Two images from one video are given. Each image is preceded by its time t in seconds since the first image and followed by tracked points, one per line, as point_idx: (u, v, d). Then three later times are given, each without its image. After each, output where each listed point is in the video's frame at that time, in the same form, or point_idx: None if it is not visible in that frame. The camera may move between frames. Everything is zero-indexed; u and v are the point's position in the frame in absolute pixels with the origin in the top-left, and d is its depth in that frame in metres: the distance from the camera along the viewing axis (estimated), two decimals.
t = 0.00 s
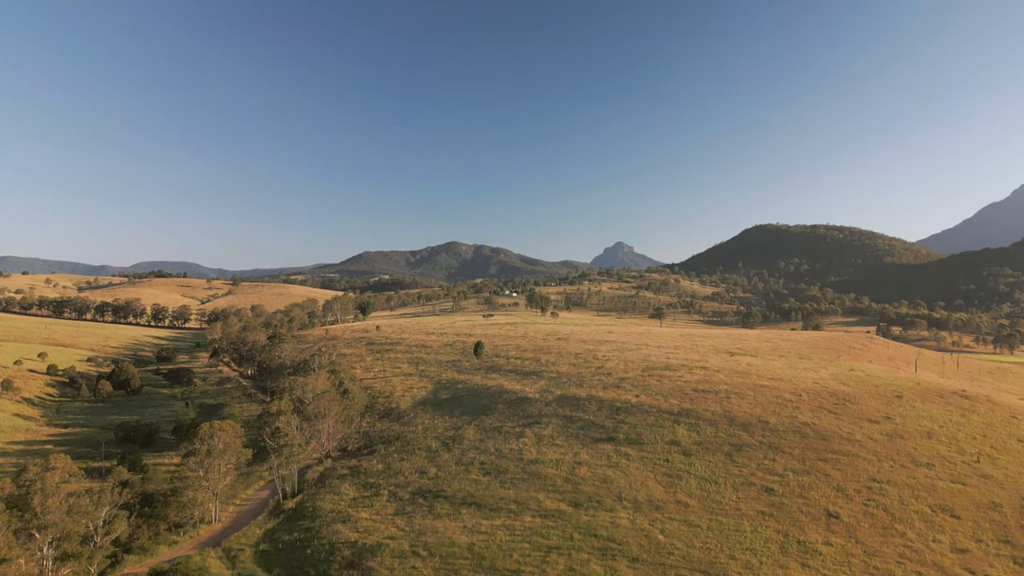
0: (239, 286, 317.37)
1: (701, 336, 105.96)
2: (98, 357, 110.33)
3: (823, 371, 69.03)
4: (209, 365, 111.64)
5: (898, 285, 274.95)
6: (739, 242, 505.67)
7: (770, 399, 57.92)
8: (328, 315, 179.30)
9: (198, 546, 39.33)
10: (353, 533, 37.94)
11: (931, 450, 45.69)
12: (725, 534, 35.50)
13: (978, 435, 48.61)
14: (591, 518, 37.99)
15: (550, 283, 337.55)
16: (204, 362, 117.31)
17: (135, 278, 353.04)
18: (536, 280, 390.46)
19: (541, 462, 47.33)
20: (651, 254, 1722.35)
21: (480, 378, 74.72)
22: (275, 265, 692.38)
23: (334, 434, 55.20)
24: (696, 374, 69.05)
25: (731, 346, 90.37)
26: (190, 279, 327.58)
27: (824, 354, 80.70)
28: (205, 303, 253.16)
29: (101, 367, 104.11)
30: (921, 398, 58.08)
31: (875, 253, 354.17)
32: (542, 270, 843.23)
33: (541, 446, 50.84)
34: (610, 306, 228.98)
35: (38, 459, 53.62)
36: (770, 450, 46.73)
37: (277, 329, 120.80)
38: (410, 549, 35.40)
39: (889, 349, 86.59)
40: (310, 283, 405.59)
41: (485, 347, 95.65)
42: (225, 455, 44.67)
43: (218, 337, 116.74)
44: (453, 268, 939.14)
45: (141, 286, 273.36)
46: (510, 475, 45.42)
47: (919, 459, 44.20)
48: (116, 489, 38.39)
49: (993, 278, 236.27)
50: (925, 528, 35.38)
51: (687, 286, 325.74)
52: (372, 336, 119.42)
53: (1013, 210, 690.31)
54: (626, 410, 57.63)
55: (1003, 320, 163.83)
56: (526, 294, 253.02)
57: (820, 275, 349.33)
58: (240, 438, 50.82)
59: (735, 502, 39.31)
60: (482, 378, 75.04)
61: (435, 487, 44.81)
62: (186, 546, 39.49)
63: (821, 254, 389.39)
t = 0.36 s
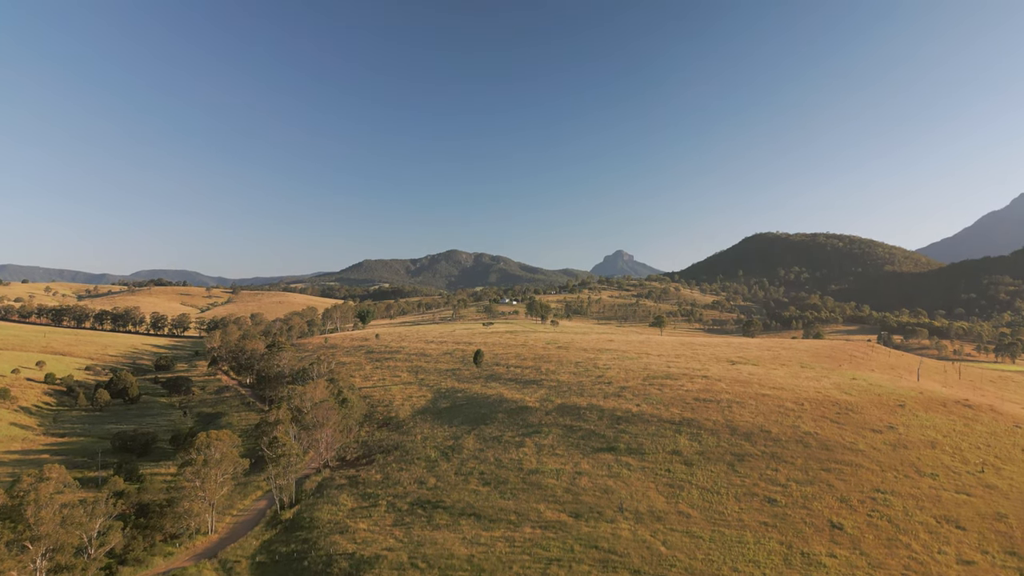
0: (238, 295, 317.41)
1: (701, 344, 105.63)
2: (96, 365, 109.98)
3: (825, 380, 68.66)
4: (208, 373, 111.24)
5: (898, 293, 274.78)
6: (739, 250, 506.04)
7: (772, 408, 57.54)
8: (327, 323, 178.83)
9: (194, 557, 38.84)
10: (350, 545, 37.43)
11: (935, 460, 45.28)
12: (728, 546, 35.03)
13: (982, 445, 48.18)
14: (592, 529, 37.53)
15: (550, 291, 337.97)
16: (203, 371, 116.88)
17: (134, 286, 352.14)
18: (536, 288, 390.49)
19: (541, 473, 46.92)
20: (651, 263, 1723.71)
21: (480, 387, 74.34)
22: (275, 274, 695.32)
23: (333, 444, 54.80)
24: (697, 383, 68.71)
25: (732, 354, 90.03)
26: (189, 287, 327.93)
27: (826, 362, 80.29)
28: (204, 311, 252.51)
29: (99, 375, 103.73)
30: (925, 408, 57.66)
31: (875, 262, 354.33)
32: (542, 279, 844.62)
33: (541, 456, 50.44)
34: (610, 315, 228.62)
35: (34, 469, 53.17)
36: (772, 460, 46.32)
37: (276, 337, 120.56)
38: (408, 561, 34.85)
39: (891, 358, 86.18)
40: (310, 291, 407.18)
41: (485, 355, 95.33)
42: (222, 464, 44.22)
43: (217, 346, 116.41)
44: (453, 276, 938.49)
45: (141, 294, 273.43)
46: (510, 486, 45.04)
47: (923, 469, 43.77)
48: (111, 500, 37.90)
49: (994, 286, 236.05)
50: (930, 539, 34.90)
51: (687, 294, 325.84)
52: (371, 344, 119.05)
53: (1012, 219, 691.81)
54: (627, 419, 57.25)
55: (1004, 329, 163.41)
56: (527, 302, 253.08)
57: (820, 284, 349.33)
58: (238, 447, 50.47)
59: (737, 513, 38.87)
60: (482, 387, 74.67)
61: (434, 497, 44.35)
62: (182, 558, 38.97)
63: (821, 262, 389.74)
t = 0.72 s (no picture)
0: (238, 295, 316.46)
1: (701, 345, 105.46)
2: (95, 366, 109.83)
3: (826, 381, 68.36)
4: (207, 375, 111.08)
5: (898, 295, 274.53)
6: (739, 251, 506.26)
7: (774, 410, 57.28)
8: (326, 324, 178.81)
9: (190, 560, 38.48)
10: (349, 547, 37.07)
11: (938, 462, 44.96)
12: (730, 549, 34.67)
13: (986, 447, 47.86)
14: (592, 532, 37.19)
15: (550, 292, 338.80)
16: (202, 372, 116.64)
17: (133, 287, 353.20)
18: (536, 290, 391.64)
19: (541, 474, 46.63)
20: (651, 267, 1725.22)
21: (480, 388, 74.13)
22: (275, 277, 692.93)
23: (331, 445, 54.50)
24: (698, 385, 68.47)
25: (732, 355, 89.80)
26: (189, 287, 326.46)
27: (827, 364, 80.04)
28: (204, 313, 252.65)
29: (98, 376, 103.56)
30: (927, 409, 57.41)
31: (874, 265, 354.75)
32: (543, 277, 847.90)
33: (541, 458, 50.14)
34: (610, 316, 228.38)
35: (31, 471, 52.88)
36: (773, 462, 46.08)
37: (275, 338, 120.34)
38: (407, 563, 34.48)
39: (893, 359, 85.97)
40: (310, 291, 405.64)
41: (485, 356, 95.19)
42: (219, 466, 43.86)
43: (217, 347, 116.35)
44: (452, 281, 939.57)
45: (141, 296, 273.77)
46: (510, 488, 44.72)
47: (926, 472, 43.47)
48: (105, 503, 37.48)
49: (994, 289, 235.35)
50: (934, 542, 34.56)
51: (687, 296, 325.93)
52: (371, 345, 118.92)
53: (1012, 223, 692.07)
54: (628, 420, 57.01)
55: (1004, 330, 163.47)
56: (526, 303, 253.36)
57: (820, 286, 350.11)
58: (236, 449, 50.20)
59: (739, 515, 38.56)
60: (481, 387, 74.45)
61: (433, 499, 44.02)
62: (178, 561, 38.57)
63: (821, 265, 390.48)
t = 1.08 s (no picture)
0: (238, 293, 316.24)
1: (702, 345, 105.29)
2: (94, 366, 109.59)
3: (828, 382, 68.07)
4: (206, 375, 110.91)
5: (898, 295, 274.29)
6: (739, 252, 506.40)
7: (775, 411, 57.01)
8: (326, 324, 178.67)
9: (187, 563, 38.15)
10: (347, 549, 36.72)
11: (941, 463, 44.67)
12: (731, 551, 34.37)
13: (989, 448, 47.57)
14: (593, 534, 36.84)
15: (551, 292, 339.77)
16: (201, 372, 116.45)
17: (133, 288, 353.26)
18: (536, 291, 392.05)
19: (541, 475, 46.35)
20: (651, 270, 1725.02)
21: (480, 388, 73.83)
22: (275, 279, 693.67)
23: (330, 446, 54.21)
24: (699, 385, 68.21)
25: (733, 356, 89.61)
26: (188, 287, 325.92)
27: (829, 364, 79.79)
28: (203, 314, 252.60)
29: (97, 376, 103.36)
30: (929, 410, 57.17)
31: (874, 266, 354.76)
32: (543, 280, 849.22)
33: (541, 459, 49.85)
34: (610, 316, 228.18)
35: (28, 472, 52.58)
36: (775, 464, 45.78)
37: (275, 338, 119.99)
38: (406, 566, 34.14)
39: (894, 359, 85.75)
40: (310, 291, 405.08)
41: (485, 356, 95.01)
42: (217, 468, 43.49)
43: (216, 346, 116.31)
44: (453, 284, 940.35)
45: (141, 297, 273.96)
46: (510, 489, 44.41)
47: (928, 473, 43.16)
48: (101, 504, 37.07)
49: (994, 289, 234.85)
50: (937, 544, 34.25)
51: (688, 296, 326.19)
52: (371, 345, 118.82)
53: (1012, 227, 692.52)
54: (628, 421, 56.74)
55: (1004, 330, 163.56)
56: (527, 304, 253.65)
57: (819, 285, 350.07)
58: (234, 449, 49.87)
59: (740, 517, 38.25)
60: (481, 388, 74.22)
61: (433, 501, 43.69)
62: (175, 563, 38.26)
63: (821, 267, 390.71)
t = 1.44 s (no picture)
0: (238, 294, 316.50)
1: (702, 346, 105.12)
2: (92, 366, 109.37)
3: (829, 383, 67.81)
4: (205, 375, 110.77)
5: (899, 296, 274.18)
6: (739, 251, 506.68)
7: (776, 411, 56.73)
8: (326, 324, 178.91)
9: (184, 565, 37.82)
10: (346, 552, 36.35)
11: (944, 465, 44.39)
12: (733, 553, 34.03)
13: (992, 449, 47.28)
14: (593, 536, 36.49)
15: (551, 292, 340.53)
16: (201, 372, 116.23)
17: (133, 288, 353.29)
18: (536, 291, 392.38)
19: (541, 476, 46.09)
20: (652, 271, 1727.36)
21: (480, 388, 73.52)
22: (275, 281, 692.80)
23: (328, 447, 53.90)
24: (700, 386, 67.93)
25: (734, 356, 89.47)
26: (187, 282, 326.00)
27: (830, 365, 79.52)
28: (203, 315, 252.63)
29: (95, 376, 103.20)
30: (931, 411, 56.93)
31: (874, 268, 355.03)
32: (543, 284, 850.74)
33: (541, 460, 49.55)
34: (610, 315, 228.48)
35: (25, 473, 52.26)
36: (776, 465, 45.47)
37: (275, 338, 119.63)
38: (405, 568, 33.82)
39: (895, 360, 85.59)
40: (311, 292, 405.53)
41: (485, 356, 94.86)
42: (214, 469, 43.10)
43: (215, 347, 116.17)
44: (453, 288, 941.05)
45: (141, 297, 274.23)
46: (510, 491, 44.11)
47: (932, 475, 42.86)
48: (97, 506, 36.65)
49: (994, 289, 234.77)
50: (941, 547, 33.92)
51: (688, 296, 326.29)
52: (371, 345, 118.68)
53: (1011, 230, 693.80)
54: (629, 422, 56.45)
55: (1004, 330, 163.53)
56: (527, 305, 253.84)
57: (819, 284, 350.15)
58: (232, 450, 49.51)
59: (742, 519, 37.92)
60: (481, 388, 74.00)
61: (432, 503, 43.37)
62: (172, 565, 37.96)
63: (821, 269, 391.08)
